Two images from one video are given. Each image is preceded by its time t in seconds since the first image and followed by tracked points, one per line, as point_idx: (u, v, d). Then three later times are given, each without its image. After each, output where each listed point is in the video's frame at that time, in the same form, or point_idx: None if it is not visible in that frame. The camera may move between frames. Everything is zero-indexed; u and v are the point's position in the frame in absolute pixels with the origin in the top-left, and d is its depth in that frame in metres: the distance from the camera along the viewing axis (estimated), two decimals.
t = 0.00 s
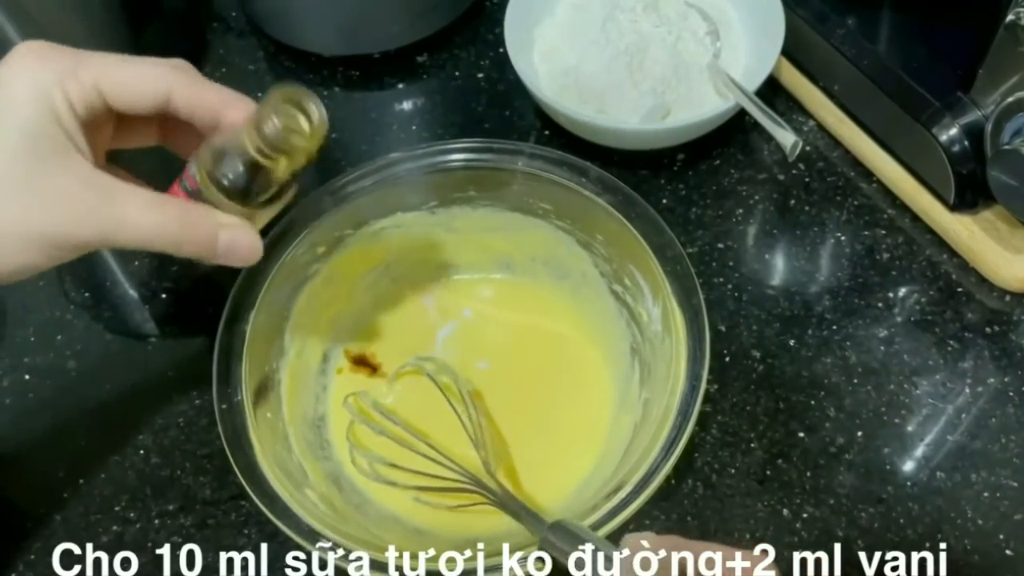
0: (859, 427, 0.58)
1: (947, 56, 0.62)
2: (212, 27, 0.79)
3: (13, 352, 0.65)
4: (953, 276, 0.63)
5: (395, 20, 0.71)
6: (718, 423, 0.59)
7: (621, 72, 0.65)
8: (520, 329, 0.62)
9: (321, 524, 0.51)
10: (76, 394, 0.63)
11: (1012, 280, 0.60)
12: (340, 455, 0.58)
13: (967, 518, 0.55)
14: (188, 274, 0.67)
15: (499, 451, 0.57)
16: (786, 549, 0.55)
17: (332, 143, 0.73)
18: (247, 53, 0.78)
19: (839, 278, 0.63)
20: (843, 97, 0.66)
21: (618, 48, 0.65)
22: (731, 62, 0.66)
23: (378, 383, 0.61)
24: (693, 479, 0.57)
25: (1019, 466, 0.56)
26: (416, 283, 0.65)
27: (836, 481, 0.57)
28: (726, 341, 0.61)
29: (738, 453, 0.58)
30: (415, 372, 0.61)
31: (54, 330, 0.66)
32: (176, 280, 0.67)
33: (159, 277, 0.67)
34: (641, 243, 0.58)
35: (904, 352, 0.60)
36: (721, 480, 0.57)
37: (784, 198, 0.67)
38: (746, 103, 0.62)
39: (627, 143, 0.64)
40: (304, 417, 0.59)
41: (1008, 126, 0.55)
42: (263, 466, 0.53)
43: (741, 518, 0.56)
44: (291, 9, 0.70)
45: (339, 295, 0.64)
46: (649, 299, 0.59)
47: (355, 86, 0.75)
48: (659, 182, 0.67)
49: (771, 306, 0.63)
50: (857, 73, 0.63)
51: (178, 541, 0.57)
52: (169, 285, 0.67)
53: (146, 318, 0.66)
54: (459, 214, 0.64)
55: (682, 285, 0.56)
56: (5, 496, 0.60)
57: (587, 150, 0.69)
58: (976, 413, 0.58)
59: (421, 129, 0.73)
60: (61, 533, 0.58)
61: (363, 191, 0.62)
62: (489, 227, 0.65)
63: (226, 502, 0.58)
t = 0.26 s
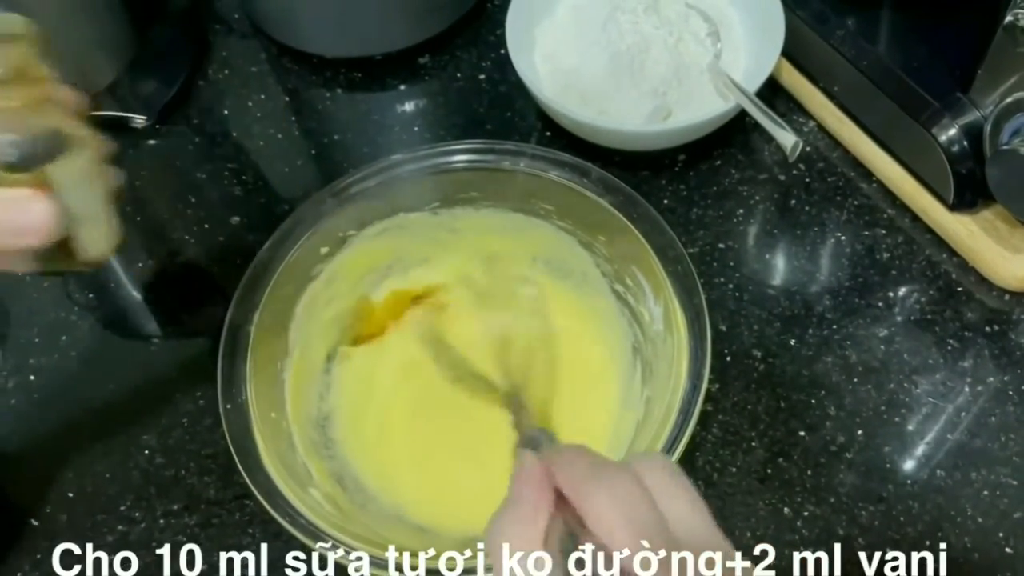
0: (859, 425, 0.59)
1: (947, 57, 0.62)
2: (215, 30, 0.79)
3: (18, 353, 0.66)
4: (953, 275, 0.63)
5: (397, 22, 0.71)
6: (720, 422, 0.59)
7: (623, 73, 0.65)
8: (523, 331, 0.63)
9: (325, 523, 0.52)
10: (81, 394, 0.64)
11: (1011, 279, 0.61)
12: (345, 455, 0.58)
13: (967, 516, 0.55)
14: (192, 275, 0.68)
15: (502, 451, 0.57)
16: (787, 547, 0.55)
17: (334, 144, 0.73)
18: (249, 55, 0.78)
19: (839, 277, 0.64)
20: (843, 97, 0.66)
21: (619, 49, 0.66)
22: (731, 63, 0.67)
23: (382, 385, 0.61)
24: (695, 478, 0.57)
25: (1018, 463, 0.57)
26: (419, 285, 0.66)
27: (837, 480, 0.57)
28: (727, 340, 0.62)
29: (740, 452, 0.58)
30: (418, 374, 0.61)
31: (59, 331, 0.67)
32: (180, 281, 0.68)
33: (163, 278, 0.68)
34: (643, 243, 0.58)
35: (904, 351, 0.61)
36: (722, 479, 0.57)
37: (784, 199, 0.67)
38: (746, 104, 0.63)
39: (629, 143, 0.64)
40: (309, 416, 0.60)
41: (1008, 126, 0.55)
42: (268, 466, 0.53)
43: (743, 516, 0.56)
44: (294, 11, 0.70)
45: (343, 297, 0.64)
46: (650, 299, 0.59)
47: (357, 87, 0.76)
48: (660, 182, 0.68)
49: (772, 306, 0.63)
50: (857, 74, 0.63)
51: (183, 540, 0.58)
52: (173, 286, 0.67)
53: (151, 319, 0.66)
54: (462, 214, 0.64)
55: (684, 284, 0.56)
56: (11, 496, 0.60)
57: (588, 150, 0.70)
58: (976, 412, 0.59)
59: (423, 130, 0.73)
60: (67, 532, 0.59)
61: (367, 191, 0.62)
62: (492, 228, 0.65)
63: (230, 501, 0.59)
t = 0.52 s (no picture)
0: (862, 426, 0.58)
1: (947, 57, 0.62)
2: (215, 30, 0.79)
3: (19, 355, 0.66)
4: (955, 275, 0.63)
5: (397, 23, 0.71)
6: (722, 422, 0.59)
7: (624, 73, 0.65)
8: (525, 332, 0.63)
9: (327, 526, 0.52)
10: (82, 396, 0.63)
11: (1013, 279, 0.60)
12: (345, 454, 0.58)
13: (970, 516, 0.55)
14: (192, 277, 0.68)
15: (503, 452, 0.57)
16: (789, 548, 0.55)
17: (335, 145, 0.73)
18: (249, 56, 0.78)
19: (841, 277, 0.64)
20: (844, 97, 0.66)
21: (620, 49, 0.66)
22: (732, 62, 0.67)
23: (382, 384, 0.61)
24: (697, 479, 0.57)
25: (1021, 463, 0.57)
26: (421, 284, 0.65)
27: (840, 480, 0.57)
28: (729, 340, 0.62)
29: (742, 453, 0.58)
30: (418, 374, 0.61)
31: (59, 333, 0.66)
32: (181, 282, 0.67)
33: (164, 280, 0.68)
34: (644, 243, 0.58)
35: (906, 351, 0.61)
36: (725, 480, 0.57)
37: (786, 199, 0.67)
38: (747, 103, 0.63)
39: (630, 143, 0.64)
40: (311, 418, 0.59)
41: (1008, 126, 0.55)
42: (270, 469, 0.53)
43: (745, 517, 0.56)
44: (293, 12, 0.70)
45: (344, 296, 0.64)
46: (652, 299, 0.59)
47: (357, 88, 0.76)
48: (661, 182, 0.68)
49: (774, 306, 0.63)
50: (858, 74, 0.63)
51: (184, 542, 0.57)
52: (174, 287, 0.67)
53: (152, 320, 0.66)
54: (463, 215, 0.64)
55: (685, 284, 0.56)
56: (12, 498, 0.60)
57: (589, 151, 0.70)
58: (978, 412, 0.59)
59: (424, 131, 0.73)
60: (67, 535, 0.59)
61: (367, 193, 0.62)
62: (494, 230, 0.65)
63: (231, 503, 0.58)
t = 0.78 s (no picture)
0: (852, 425, 0.59)
1: (936, 57, 0.62)
2: (207, 32, 0.79)
3: (11, 357, 0.66)
4: (944, 275, 0.63)
5: (389, 24, 0.71)
6: (712, 423, 0.59)
7: (614, 74, 0.65)
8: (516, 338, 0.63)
9: (318, 528, 0.52)
10: (74, 398, 0.63)
11: (1002, 279, 0.61)
12: (336, 459, 0.58)
13: (959, 515, 0.55)
14: (184, 279, 0.68)
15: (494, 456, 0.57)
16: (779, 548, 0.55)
17: (327, 147, 0.73)
18: (241, 58, 0.78)
19: (831, 278, 0.64)
20: (834, 97, 0.66)
21: (611, 50, 0.65)
22: (722, 63, 0.67)
23: (373, 390, 0.61)
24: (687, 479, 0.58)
25: (1010, 463, 0.57)
26: (412, 288, 0.65)
27: (829, 480, 0.57)
28: (719, 341, 0.62)
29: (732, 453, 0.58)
30: (409, 380, 0.61)
31: (51, 335, 0.66)
32: (173, 284, 0.68)
33: (156, 282, 0.68)
34: (632, 244, 0.58)
35: (896, 351, 0.61)
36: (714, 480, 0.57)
37: (776, 199, 0.67)
38: (736, 104, 0.63)
39: (620, 144, 0.64)
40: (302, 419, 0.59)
41: (996, 126, 0.55)
42: (261, 472, 0.53)
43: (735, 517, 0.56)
44: (285, 14, 0.70)
45: (335, 300, 0.64)
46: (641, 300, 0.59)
47: (349, 90, 0.76)
48: (651, 183, 0.68)
49: (764, 306, 0.63)
50: (848, 74, 0.63)
51: (176, 544, 0.58)
52: (166, 289, 0.68)
53: (144, 323, 0.66)
54: (454, 217, 0.64)
55: (674, 285, 0.56)
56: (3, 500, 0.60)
57: (580, 152, 0.70)
58: (968, 412, 0.59)
59: (416, 132, 0.73)
60: (59, 537, 0.59)
61: (358, 195, 0.62)
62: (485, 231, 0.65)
63: (223, 505, 0.59)
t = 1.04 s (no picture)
0: (838, 425, 0.59)
1: (922, 59, 0.63)
2: (196, 35, 0.80)
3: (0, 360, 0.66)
4: (930, 275, 0.64)
5: (377, 27, 0.71)
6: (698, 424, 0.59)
7: (601, 76, 0.66)
8: (499, 327, 0.63)
9: (305, 531, 0.52)
10: (63, 401, 0.64)
11: (987, 279, 0.61)
12: (322, 459, 0.58)
13: (943, 514, 0.56)
14: (174, 282, 0.68)
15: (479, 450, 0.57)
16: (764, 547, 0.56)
17: (316, 150, 0.73)
18: (231, 61, 0.78)
19: (818, 279, 0.64)
20: (820, 99, 0.66)
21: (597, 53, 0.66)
22: (708, 65, 0.67)
23: (358, 386, 0.61)
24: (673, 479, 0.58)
25: (994, 462, 0.57)
26: (397, 285, 0.66)
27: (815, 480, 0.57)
28: (705, 342, 0.62)
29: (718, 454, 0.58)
30: (394, 375, 0.61)
31: (41, 338, 0.67)
32: (162, 287, 0.68)
33: (145, 285, 0.68)
34: (618, 246, 0.59)
35: (882, 351, 0.61)
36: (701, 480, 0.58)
37: (763, 200, 0.67)
38: (721, 107, 0.63)
39: (607, 147, 0.64)
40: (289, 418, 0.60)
41: (980, 127, 0.55)
42: (248, 476, 0.54)
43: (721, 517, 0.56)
44: (274, 17, 0.70)
45: (320, 300, 0.65)
46: (627, 302, 0.60)
47: (338, 92, 0.76)
48: (639, 185, 0.68)
49: (751, 307, 0.63)
50: (834, 76, 0.63)
51: (165, 546, 0.58)
52: (155, 293, 0.68)
53: (133, 325, 0.66)
54: (441, 220, 0.65)
55: (659, 287, 0.57)
56: None
57: (568, 154, 0.70)
58: (953, 412, 0.59)
59: (404, 135, 0.74)
60: (48, 540, 0.59)
61: (345, 198, 0.63)
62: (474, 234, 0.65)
63: (212, 507, 0.59)
